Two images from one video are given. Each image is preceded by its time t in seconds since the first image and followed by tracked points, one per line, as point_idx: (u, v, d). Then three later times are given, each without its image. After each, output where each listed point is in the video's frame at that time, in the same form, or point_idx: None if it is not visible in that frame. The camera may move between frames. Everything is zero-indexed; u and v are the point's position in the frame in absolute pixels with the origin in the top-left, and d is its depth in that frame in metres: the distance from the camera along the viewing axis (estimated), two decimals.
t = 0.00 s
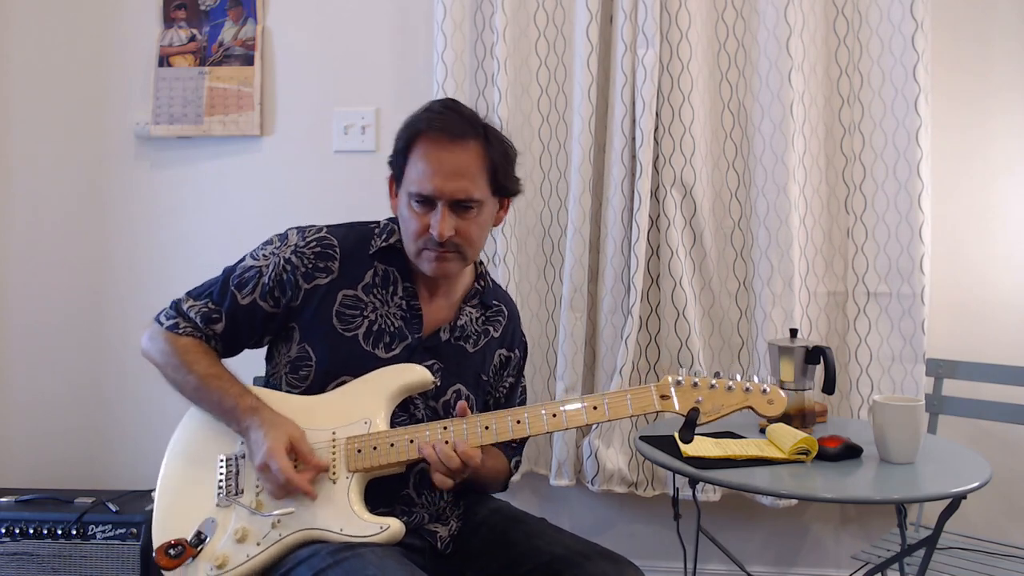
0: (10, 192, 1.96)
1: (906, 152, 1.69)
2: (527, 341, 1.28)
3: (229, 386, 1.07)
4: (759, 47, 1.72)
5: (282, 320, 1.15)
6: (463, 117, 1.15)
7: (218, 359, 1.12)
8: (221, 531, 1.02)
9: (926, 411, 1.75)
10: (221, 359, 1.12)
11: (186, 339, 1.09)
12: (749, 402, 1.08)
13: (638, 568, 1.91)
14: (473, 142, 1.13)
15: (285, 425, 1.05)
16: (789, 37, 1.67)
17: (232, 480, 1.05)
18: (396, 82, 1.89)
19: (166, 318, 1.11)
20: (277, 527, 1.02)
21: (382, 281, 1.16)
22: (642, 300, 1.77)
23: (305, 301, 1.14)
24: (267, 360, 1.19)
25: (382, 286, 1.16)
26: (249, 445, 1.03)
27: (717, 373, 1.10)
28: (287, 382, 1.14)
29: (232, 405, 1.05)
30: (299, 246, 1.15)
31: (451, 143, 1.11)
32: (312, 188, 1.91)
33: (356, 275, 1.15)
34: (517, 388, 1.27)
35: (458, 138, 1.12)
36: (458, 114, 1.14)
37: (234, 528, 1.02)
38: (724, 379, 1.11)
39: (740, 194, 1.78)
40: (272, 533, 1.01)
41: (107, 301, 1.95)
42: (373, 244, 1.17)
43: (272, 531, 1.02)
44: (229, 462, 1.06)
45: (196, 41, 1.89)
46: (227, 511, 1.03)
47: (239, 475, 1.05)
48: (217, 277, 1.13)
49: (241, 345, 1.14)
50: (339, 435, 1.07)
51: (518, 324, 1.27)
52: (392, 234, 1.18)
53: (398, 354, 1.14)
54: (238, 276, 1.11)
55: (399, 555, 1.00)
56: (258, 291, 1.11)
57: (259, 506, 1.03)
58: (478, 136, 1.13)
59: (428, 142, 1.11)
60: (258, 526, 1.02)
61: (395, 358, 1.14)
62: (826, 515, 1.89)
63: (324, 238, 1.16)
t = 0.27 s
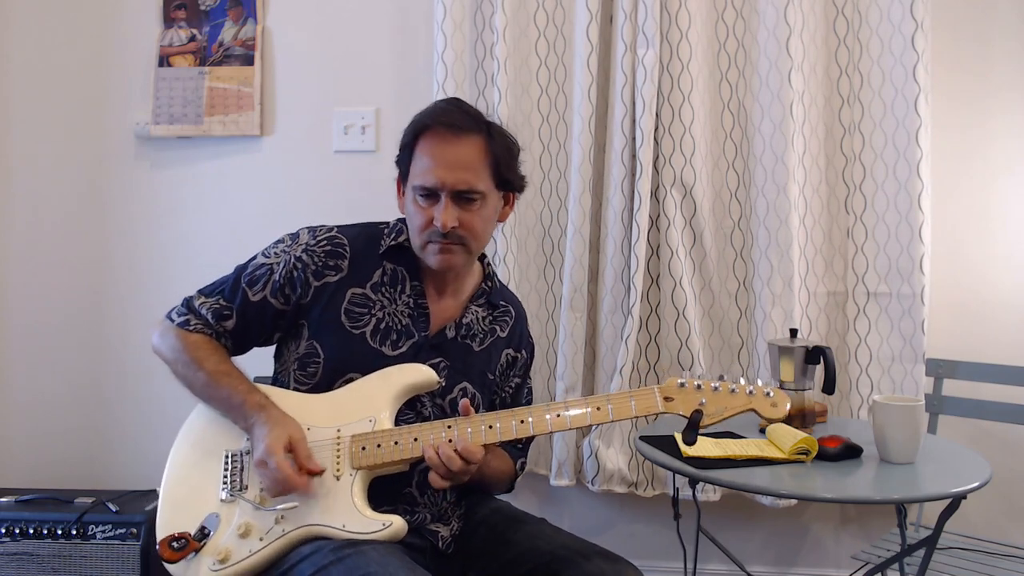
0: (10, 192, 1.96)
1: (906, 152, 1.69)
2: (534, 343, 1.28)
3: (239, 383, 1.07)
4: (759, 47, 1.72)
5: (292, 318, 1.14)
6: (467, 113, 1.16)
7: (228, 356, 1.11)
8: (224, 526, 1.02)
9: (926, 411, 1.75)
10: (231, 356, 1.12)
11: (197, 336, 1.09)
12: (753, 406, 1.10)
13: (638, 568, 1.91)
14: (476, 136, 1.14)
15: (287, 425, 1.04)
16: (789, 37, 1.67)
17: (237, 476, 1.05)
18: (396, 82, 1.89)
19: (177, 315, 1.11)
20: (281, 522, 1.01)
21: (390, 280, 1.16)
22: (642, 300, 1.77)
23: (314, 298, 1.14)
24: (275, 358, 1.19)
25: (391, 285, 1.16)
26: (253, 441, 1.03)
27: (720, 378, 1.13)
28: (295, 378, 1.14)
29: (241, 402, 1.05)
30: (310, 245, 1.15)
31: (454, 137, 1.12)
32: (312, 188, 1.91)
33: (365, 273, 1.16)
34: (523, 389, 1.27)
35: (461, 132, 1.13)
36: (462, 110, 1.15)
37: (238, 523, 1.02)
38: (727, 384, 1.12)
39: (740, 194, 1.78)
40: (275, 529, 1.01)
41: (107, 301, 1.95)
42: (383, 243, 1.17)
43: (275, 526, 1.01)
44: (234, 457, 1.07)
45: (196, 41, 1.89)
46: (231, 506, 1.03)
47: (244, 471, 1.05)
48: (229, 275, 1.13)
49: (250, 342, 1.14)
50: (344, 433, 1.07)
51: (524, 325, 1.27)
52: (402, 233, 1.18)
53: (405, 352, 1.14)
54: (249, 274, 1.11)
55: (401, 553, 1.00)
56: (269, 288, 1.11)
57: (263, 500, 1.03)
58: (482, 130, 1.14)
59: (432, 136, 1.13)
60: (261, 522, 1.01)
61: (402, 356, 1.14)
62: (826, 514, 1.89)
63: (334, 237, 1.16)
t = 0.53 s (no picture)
0: (10, 192, 1.96)
1: (906, 152, 1.69)
2: (531, 342, 1.28)
3: (237, 384, 1.07)
4: (759, 47, 1.72)
5: (288, 318, 1.15)
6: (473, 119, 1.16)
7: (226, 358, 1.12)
8: (223, 527, 1.02)
9: (926, 411, 1.75)
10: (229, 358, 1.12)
11: (195, 338, 1.09)
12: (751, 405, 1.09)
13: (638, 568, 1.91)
14: (478, 142, 1.13)
15: (291, 421, 1.05)
16: (789, 37, 1.67)
17: (235, 477, 1.05)
18: (396, 81, 1.89)
19: (175, 318, 1.11)
20: (280, 522, 1.01)
21: (386, 280, 1.16)
22: (642, 300, 1.77)
23: (311, 298, 1.14)
24: (273, 359, 1.19)
25: (387, 285, 1.16)
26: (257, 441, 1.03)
27: (717, 376, 1.12)
28: (293, 379, 1.15)
29: (240, 402, 1.06)
30: (305, 245, 1.15)
31: (456, 141, 1.12)
32: (312, 188, 1.91)
33: (362, 273, 1.16)
34: (521, 387, 1.27)
35: (463, 137, 1.12)
36: (468, 115, 1.15)
37: (237, 523, 1.02)
38: (725, 382, 1.12)
39: (740, 194, 1.78)
40: (274, 529, 1.01)
41: (107, 301, 1.95)
42: (379, 243, 1.18)
43: (274, 526, 1.01)
44: (234, 457, 1.07)
45: (196, 41, 1.89)
46: (230, 507, 1.03)
47: (243, 471, 1.06)
48: (225, 277, 1.13)
49: (248, 344, 1.15)
50: (343, 433, 1.07)
51: (522, 324, 1.27)
52: (398, 234, 1.18)
53: (402, 352, 1.14)
54: (245, 275, 1.12)
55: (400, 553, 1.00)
56: (265, 289, 1.11)
57: (262, 501, 1.03)
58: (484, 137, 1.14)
59: (435, 138, 1.13)
60: (260, 522, 1.01)
61: (399, 356, 1.14)
62: (826, 515, 1.89)
63: (330, 237, 1.16)
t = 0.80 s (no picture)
0: (10, 192, 1.96)
1: (906, 152, 1.69)
2: (527, 338, 1.28)
3: (233, 384, 1.07)
4: (759, 47, 1.72)
5: (282, 319, 1.15)
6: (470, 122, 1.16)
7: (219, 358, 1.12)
8: (220, 530, 1.02)
9: (926, 411, 1.75)
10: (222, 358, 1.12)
11: (187, 338, 1.09)
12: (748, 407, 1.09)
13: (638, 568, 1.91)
14: (475, 145, 1.13)
15: (286, 419, 1.04)
16: (789, 37, 1.67)
17: (231, 479, 1.05)
18: (396, 81, 1.89)
19: (166, 318, 1.11)
20: (278, 524, 1.01)
21: (381, 281, 1.16)
22: (642, 300, 1.77)
23: (304, 299, 1.14)
24: (267, 359, 1.19)
25: (381, 286, 1.16)
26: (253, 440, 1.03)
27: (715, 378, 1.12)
28: (289, 379, 1.15)
29: (236, 402, 1.06)
30: (298, 245, 1.15)
31: (453, 144, 1.12)
32: (312, 188, 1.91)
33: (355, 273, 1.15)
34: (517, 384, 1.27)
35: (460, 141, 1.12)
36: (465, 118, 1.15)
37: (234, 526, 1.02)
38: (722, 384, 1.12)
39: (740, 194, 1.78)
40: (272, 531, 1.01)
41: (107, 301, 1.95)
42: (372, 244, 1.17)
43: (272, 528, 1.01)
44: (228, 460, 1.07)
45: (196, 41, 1.89)
46: (226, 509, 1.03)
47: (239, 472, 1.06)
48: (217, 276, 1.13)
49: (241, 345, 1.14)
50: (340, 433, 1.07)
51: (518, 322, 1.27)
52: (391, 234, 1.18)
53: (399, 353, 1.14)
54: (238, 275, 1.11)
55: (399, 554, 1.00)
56: (258, 290, 1.11)
57: (260, 504, 1.03)
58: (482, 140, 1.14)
59: (431, 141, 1.12)
60: (257, 525, 1.02)
61: (395, 357, 1.14)
62: (826, 514, 1.89)
63: (323, 237, 1.16)
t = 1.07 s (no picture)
0: (10, 193, 1.96)
1: (906, 152, 1.69)
2: (528, 332, 1.28)
3: (229, 391, 1.07)
4: (759, 47, 1.72)
5: (276, 324, 1.15)
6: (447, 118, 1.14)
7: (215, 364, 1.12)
8: (220, 535, 1.02)
9: (926, 411, 1.75)
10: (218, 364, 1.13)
11: (182, 346, 1.09)
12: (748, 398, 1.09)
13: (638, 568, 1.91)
14: (452, 145, 1.12)
15: (286, 423, 1.05)
16: (788, 37, 1.67)
17: (231, 483, 1.05)
18: (396, 81, 1.89)
19: (160, 327, 1.11)
20: (277, 528, 1.02)
21: (374, 281, 1.16)
22: (642, 300, 1.77)
23: (297, 303, 1.14)
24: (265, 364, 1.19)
25: (375, 286, 1.16)
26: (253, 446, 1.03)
27: (715, 369, 1.12)
28: (287, 384, 1.15)
29: (233, 409, 1.06)
30: (289, 249, 1.15)
31: (429, 145, 1.11)
32: (312, 188, 1.91)
33: (348, 275, 1.15)
34: (520, 379, 1.27)
35: (436, 141, 1.11)
36: (440, 116, 1.13)
37: (234, 530, 1.02)
38: (722, 376, 1.12)
39: (740, 194, 1.78)
40: (272, 535, 1.01)
41: (107, 301, 1.95)
42: (363, 243, 1.17)
43: (272, 532, 1.01)
44: (228, 462, 1.06)
45: (196, 41, 1.89)
46: (226, 513, 1.04)
47: (239, 476, 1.06)
48: (210, 283, 1.13)
49: (237, 351, 1.15)
50: (338, 435, 1.08)
51: (518, 315, 1.27)
52: (382, 233, 1.17)
53: (396, 353, 1.14)
54: (230, 281, 1.11)
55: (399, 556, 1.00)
56: (250, 296, 1.11)
57: (259, 507, 1.03)
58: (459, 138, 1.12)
59: (408, 143, 1.11)
60: (257, 529, 1.02)
61: (393, 357, 1.14)
62: (826, 514, 1.89)
63: (314, 240, 1.16)
